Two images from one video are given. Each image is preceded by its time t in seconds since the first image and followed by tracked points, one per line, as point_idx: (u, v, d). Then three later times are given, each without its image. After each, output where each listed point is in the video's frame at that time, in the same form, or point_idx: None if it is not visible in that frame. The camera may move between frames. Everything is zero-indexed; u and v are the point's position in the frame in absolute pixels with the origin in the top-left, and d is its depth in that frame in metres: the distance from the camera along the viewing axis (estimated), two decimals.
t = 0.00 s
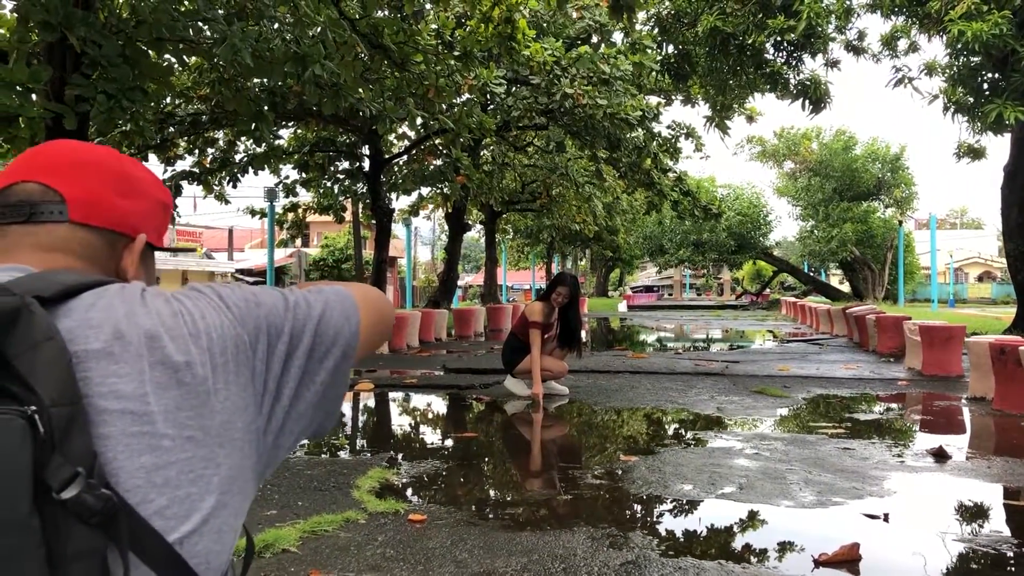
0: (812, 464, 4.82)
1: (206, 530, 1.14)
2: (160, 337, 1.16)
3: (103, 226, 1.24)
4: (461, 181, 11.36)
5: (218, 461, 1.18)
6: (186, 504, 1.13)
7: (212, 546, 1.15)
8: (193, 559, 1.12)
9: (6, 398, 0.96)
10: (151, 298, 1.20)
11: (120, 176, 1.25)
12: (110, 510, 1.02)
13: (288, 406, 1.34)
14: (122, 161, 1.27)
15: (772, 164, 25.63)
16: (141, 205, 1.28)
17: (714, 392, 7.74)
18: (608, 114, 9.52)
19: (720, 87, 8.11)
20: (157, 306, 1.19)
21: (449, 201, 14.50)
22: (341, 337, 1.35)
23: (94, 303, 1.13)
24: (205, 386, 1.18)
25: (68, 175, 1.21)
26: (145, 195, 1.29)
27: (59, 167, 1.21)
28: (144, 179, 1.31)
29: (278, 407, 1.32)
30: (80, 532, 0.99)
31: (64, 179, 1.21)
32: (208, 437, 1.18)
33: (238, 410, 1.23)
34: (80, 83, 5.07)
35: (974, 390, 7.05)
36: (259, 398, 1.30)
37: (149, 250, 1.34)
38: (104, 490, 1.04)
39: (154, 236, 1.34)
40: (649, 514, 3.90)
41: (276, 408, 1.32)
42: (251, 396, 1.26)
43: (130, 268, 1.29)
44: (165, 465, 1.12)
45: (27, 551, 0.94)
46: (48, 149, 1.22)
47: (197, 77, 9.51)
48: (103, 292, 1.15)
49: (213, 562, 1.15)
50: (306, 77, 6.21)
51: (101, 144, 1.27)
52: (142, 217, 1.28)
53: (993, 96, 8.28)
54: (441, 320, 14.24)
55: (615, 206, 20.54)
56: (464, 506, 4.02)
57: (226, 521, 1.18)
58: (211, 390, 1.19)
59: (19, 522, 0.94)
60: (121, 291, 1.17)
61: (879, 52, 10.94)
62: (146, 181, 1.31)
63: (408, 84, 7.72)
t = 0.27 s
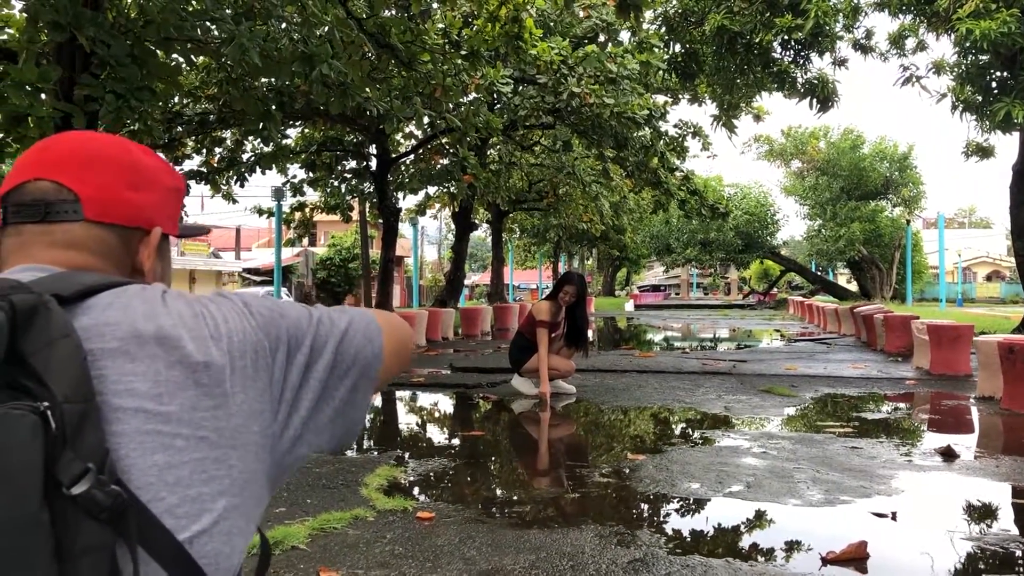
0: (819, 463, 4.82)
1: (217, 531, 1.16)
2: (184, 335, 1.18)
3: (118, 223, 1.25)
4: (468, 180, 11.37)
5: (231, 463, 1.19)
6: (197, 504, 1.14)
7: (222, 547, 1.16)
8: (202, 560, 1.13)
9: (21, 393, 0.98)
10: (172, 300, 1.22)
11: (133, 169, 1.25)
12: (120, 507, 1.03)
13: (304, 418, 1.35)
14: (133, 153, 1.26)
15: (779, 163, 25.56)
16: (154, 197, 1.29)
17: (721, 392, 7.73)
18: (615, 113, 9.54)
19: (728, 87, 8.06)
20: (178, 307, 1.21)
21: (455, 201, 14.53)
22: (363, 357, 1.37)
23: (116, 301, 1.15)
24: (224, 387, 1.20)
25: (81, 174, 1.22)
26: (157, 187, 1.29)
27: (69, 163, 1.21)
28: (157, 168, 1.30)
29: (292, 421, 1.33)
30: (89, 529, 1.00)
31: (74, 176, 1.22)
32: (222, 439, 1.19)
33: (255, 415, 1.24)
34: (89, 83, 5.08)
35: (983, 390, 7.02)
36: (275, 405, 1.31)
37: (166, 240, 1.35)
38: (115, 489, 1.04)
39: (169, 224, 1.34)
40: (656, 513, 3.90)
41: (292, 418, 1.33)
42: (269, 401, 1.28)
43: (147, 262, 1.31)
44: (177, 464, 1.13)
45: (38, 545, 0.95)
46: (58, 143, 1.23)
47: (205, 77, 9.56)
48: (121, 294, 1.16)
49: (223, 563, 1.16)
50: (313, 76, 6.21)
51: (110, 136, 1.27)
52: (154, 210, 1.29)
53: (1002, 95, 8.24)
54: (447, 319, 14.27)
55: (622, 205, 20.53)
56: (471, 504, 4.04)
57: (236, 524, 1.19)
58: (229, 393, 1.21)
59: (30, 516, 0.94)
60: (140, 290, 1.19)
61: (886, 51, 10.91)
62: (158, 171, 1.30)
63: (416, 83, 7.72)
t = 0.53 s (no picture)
0: (831, 464, 4.79)
1: (224, 537, 1.15)
2: (208, 332, 1.19)
3: (121, 214, 1.24)
4: (477, 179, 11.35)
5: (239, 468, 1.19)
6: (206, 509, 1.14)
7: (230, 552, 1.16)
8: (210, 564, 1.13)
9: (30, 399, 0.98)
10: (182, 297, 1.22)
11: (134, 159, 1.24)
12: (129, 514, 1.02)
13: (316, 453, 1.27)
14: (134, 142, 1.25)
15: (789, 162, 25.42)
16: (156, 187, 1.28)
17: (731, 392, 7.71)
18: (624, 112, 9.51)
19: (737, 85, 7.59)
20: (188, 304, 1.21)
21: (464, 200, 14.52)
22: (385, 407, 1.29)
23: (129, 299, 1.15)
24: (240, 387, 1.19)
25: (81, 165, 1.21)
26: (159, 177, 1.28)
27: (70, 155, 1.21)
28: (159, 156, 1.29)
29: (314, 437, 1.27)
30: (99, 534, 1.00)
31: (75, 167, 1.21)
32: (230, 442, 1.18)
33: (272, 418, 1.22)
34: (99, 84, 5.08)
35: (995, 390, 6.96)
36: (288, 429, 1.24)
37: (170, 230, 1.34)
38: (125, 493, 1.04)
39: (174, 215, 1.33)
40: (666, 514, 3.88)
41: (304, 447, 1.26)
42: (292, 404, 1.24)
43: (150, 253, 1.30)
44: (184, 469, 1.13)
45: (46, 552, 0.95)
46: (61, 134, 1.23)
47: (214, 77, 9.57)
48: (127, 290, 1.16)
49: (231, 568, 1.15)
50: (322, 75, 6.15)
51: (112, 126, 1.26)
52: (157, 200, 1.28)
53: (1015, 93, 8.14)
54: (456, 318, 14.27)
55: (631, 204, 20.47)
56: (480, 504, 4.03)
57: (243, 529, 1.19)
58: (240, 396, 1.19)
59: (38, 523, 0.95)
60: (148, 289, 1.19)
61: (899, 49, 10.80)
62: (160, 160, 1.29)
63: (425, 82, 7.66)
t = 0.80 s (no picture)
0: (837, 462, 4.79)
1: (240, 553, 1.16)
2: (250, 358, 1.22)
3: (144, 219, 1.28)
4: (485, 179, 11.37)
5: (260, 489, 1.20)
6: (230, 521, 1.16)
7: (247, 565, 1.18)
8: None
9: (94, 409, 1.01)
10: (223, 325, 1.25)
11: (161, 168, 1.28)
12: (174, 522, 1.08)
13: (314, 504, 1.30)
14: (163, 153, 1.30)
15: (797, 161, 25.34)
16: (179, 197, 1.31)
17: (738, 391, 7.71)
18: (631, 112, 9.52)
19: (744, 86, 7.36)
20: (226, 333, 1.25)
21: (472, 201, 14.57)
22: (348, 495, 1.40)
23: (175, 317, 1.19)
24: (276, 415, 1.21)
25: (109, 169, 1.26)
26: (183, 187, 1.31)
27: (99, 158, 1.25)
28: (185, 170, 1.33)
29: (315, 493, 1.28)
30: (146, 544, 1.04)
31: (104, 171, 1.25)
32: (256, 463, 1.20)
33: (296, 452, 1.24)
34: (110, 84, 5.11)
35: (1004, 390, 6.95)
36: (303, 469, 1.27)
37: (190, 242, 1.36)
38: (173, 504, 1.09)
39: (196, 229, 1.36)
40: (672, 512, 3.90)
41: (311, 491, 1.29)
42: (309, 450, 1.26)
43: (168, 261, 1.32)
44: (214, 480, 1.15)
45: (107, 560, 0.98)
46: (94, 140, 1.28)
47: (224, 77, 9.63)
48: (180, 313, 1.20)
49: None
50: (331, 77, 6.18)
51: (142, 138, 1.31)
52: (179, 209, 1.31)
53: None
54: (464, 318, 14.32)
55: (639, 204, 20.46)
56: (488, 502, 4.06)
57: (256, 548, 1.19)
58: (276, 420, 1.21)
59: (103, 532, 0.97)
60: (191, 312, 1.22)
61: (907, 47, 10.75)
62: (184, 172, 1.33)
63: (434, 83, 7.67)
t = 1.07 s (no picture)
0: (843, 461, 4.79)
1: (258, 560, 1.19)
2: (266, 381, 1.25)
3: (166, 236, 1.30)
4: (492, 179, 11.38)
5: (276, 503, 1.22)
6: (253, 529, 1.19)
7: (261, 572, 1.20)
8: None
9: (182, 407, 1.08)
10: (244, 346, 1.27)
11: (184, 188, 1.31)
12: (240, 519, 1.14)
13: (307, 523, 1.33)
14: (186, 174, 1.32)
15: (805, 161, 25.25)
16: (200, 215, 1.33)
17: (745, 390, 7.71)
18: (638, 111, 9.53)
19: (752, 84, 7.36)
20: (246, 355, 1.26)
21: (480, 201, 14.59)
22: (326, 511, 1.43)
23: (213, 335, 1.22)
24: (296, 435, 1.25)
25: (135, 186, 1.28)
26: (204, 207, 1.33)
27: (126, 175, 1.28)
28: (207, 190, 1.36)
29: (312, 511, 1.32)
30: (215, 540, 1.10)
31: (130, 188, 1.28)
32: (275, 478, 1.22)
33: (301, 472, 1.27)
34: (118, 84, 5.15)
35: (1012, 389, 6.92)
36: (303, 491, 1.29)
37: (208, 260, 1.38)
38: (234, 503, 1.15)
39: (215, 248, 1.38)
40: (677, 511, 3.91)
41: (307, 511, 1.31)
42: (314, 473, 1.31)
43: (187, 278, 1.34)
44: (245, 490, 1.18)
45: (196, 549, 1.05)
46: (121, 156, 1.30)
47: (231, 78, 9.68)
48: (215, 336, 1.22)
49: None
50: (339, 77, 6.20)
51: (168, 158, 1.34)
52: (199, 228, 1.33)
53: None
54: (471, 318, 14.33)
55: (646, 204, 20.44)
56: (495, 501, 4.07)
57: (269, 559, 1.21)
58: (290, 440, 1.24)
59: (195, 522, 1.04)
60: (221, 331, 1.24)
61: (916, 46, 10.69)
62: (205, 192, 1.35)
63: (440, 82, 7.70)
